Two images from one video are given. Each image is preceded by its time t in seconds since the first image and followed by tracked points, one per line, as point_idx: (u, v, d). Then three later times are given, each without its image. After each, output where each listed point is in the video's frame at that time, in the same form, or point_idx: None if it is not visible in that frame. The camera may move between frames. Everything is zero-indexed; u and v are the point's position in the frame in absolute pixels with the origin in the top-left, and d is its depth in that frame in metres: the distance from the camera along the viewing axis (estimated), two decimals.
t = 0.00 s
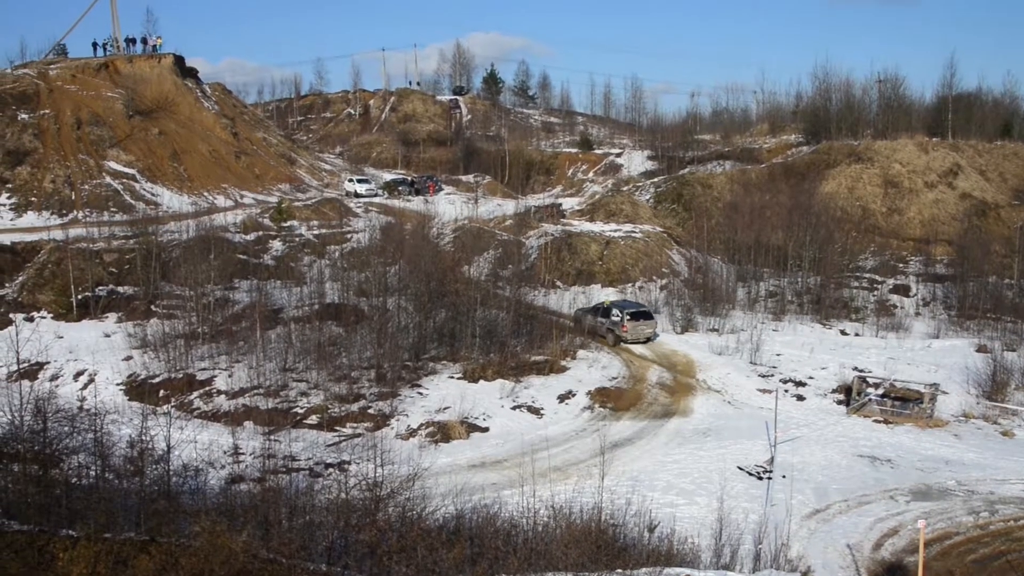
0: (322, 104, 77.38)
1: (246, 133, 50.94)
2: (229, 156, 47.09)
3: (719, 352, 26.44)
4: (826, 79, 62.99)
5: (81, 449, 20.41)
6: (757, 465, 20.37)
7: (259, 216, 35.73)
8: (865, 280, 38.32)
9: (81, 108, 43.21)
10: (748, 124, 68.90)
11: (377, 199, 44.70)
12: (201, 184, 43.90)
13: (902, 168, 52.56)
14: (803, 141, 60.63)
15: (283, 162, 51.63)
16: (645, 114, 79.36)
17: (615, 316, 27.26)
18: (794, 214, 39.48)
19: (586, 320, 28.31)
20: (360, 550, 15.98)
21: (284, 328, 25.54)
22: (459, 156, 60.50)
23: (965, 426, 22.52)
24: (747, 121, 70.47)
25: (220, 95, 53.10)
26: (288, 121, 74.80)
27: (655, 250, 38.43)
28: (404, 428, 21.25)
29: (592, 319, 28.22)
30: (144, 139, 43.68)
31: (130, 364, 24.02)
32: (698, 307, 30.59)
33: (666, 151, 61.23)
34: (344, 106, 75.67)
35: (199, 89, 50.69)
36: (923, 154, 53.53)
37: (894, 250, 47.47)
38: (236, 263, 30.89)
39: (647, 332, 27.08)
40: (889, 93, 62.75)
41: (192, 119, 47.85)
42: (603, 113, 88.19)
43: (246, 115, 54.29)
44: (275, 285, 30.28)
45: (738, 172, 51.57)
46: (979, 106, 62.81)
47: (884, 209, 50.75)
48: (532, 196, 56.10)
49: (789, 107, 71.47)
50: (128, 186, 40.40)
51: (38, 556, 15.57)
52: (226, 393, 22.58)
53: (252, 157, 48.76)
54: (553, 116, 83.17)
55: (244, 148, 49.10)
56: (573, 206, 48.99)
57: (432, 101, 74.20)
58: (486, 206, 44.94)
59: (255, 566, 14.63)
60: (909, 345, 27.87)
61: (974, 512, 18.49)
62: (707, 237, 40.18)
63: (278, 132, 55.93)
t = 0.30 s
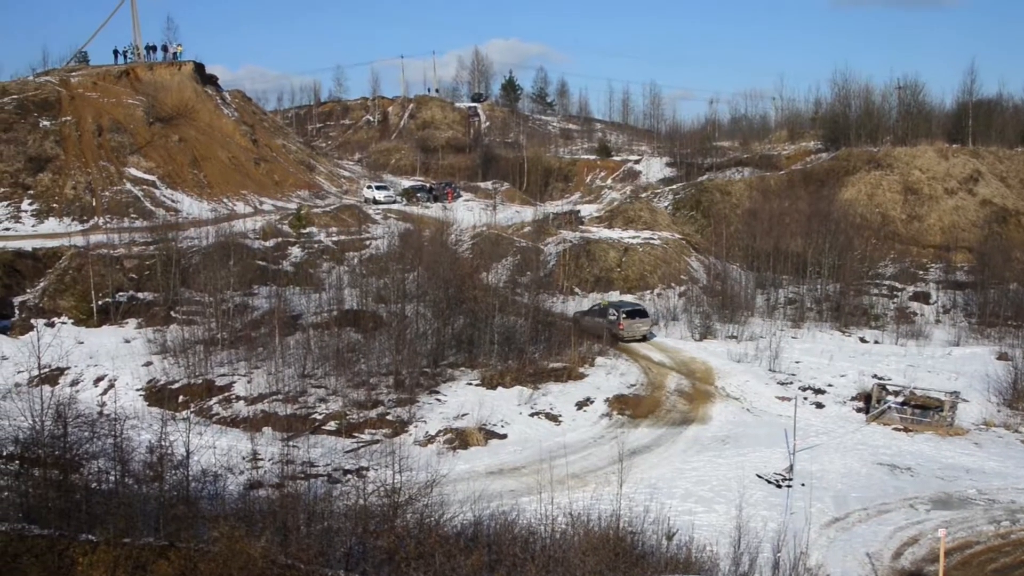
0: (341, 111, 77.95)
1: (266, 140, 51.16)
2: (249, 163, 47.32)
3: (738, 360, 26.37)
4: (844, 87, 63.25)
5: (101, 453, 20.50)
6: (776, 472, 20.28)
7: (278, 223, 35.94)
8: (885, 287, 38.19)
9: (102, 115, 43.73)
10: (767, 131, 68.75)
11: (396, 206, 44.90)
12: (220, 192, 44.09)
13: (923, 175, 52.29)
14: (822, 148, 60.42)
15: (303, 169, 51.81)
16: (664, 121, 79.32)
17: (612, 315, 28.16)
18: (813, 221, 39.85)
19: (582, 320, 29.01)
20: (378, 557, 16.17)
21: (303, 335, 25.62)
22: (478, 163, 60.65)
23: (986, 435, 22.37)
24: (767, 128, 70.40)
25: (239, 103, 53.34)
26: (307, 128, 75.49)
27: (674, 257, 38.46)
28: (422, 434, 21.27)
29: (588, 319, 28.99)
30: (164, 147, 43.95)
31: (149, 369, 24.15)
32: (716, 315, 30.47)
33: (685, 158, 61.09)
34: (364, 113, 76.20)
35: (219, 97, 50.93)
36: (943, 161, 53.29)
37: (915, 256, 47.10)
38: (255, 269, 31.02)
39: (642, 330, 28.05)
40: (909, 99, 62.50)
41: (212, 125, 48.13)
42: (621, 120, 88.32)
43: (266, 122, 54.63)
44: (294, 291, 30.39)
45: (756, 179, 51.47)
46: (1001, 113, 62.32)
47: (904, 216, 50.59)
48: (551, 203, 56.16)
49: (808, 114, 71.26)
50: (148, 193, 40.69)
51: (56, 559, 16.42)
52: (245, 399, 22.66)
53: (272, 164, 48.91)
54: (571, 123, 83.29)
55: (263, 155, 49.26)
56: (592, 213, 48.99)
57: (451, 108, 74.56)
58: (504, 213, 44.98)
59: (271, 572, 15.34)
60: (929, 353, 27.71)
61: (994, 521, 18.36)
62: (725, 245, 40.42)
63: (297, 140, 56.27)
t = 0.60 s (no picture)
0: (360, 118, 78.36)
1: (286, 146, 51.45)
2: (268, 168, 47.53)
3: (758, 367, 26.27)
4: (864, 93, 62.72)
5: (122, 458, 20.59)
6: (796, 480, 20.19)
7: (298, 230, 36.13)
8: (906, 294, 38.05)
9: (124, 122, 44.29)
10: (787, 138, 68.54)
11: (415, 213, 45.10)
12: (241, 199, 44.29)
13: (944, 182, 52.00)
14: (842, 155, 60.15)
15: (323, 175, 52.05)
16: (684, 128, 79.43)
17: (612, 317, 28.53)
18: (834, 228, 39.52)
19: (583, 321, 29.32)
20: (396, 562, 16.16)
21: (322, 341, 25.68)
22: (496, 170, 60.77)
23: (1008, 443, 22.22)
24: (787, 135, 70.28)
25: (260, 110, 53.76)
26: (328, 135, 76.20)
27: (694, 264, 38.22)
28: (441, 441, 21.29)
29: (588, 320, 29.40)
30: (185, 153, 44.28)
31: (170, 375, 24.26)
32: (736, 321, 30.35)
33: (705, 164, 60.85)
34: (384, 120, 76.71)
35: (240, 104, 51.24)
36: (964, 167, 52.98)
37: (935, 263, 46.91)
38: (276, 275, 31.13)
39: (641, 332, 28.41)
40: (931, 106, 62.22)
41: (233, 133, 48.35)
42: (641, 127, 88.46)
43: (286, 129, 54.95)
44: (314, 297, 30.49)
45: (777, 186, 51.19)
46: None
47: (925, 224, 50.01)
48: (570, 209, 56.07)
49: (829, 121, 70.96)
50: (170, 200, 40.99)
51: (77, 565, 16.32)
52: (266, 405, 22.73)
53: (292, 171, 49.05)
54: (591, 130, 83.38)
55: (283, 162, 49.40)
56: (612, 220, 48.91)
57: (471, 115, 74.97)
58: (524, 220, 45.04)
59: None
60: (951, 360, 27.55)
61: (1017, 531, 18.21)
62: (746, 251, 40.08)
63: (317, 147, 56.49)
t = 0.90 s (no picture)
0: (382, 125, 78.73)
1: (307, 153, 51.74)
2: (290, 175, 47.90)
3: (780, 375, 26.19)
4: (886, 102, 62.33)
5: (145, 463, 20.67)
6: (818, 488, 20.09)
7: (320, 236, 36.30)
8: (928, 301, 37.90)
9: (147, 128, 44.36)
10: (810, 145, 68.36)
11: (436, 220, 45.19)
12: (263, 205, 44.61)
13: (967, 189, 51.66)
14: (864, 161, 59.73)
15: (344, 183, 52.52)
16: (705, 137, 79.57)
17: (613, 319, 29.22)
18: (856, 234, 39.25)
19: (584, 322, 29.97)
20: (417, 569, 16.07)
21: (344, 347, 25.75)
22: (518, 177, 60.95)
23: None
24: (809, 141, 70.17)
25: (282, 117, 54.11)
26: (350, 141, 76.83)
27: (716, 271, 37.91)
28: (462, 447, 21.32)
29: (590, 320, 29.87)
30: (207, 160, 44.53)
31: (191, 381, 24.39)
32: (757, 329, 30.43)
33: (727, 171, 60.58)
34: (405, 127, 77.19)
35: (262, 111, 51.72)
36: (987, 174, 52.53)
37: (958, 271, 46.67)
38: (297, 281, 31.25)
39: (641, 334, 29.03)
40: (953, 112, 61.87)
41: (255, 139, 48.71)
42: (663, 133, 88.70)
43: (308, 136, 55.25)
44: (335, 303, 30.56)
45: (798, 194, 50.97)
46: None
47: (947, 230, 50.16)
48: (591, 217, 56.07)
49: (851, 128, 70.65)
50: (192, 207, 41.13)
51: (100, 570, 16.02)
52: (287, 411, 22.82)
53: (314, 178, 49.55)
54: (612, 136, 83.44)
55: (305, 169, 49.89)
56: (633, 227, 49.01)
57: (492, 121, 75.32)
58: (545, 226, 45.09)
59: None
60: (974, 368, 27.41)
61: None
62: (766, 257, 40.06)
63: (338, 153, 56.78)
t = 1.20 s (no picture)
0: (406, 132, 79.12)
1: (333, 161, 52.10)
2: (315, 183, 47.95)
3: (804, 383, 26.07)
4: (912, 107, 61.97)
5: (169, 469, 20.65)
6: (842, 497, 19.95)
7: (344, 242, 36.48)
8: (953, 308, 37.67)
9: (172, 135, 44.71)
10: (833, 151, 68.06)
11: (461, 227, 45.48)
12: (287, 213, 44.69)
13: (992, 197, 51.15)
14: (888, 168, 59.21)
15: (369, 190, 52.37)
16: (729, 144, 79.63)
17: (616, 319, 29.53)
18: (880, 243, 39.47)
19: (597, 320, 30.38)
20: None
21: (368, 354, 25.84)
22: (542, 184, 61.26)
23: None
24: (832, 148, 69.97)
25: (307, 123, 54.40)
26: (374, 148, 77.55)
27: (741, 278, 37.54)
28: (485, 455, 21.34)
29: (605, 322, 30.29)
30: (232, 167, 44.79)
31: (216, 388, 24.52)
32: (782, 337, 30.13)
33: (751, 179, 60.50)
34: (430, 134, 77.68)
35: (287, 118, 51.81)
36: (1013, 181, 51.95)
37: (983, 278, 46.29)
38: (321, 289, 31.38)
39: (645, 333, 29.63)
40: (979, 119, 61.27)
41: (280, 147, 48.75)
42: (686, 141, 88.81)
43: (333, 142, 55.48)
44: (359, 310, 30.67)
45: (822, 200, 50.85)
46: None
47: (972, 237, 49.85)
48: (615, 223, 56.09)
49: (875, 135, 70.09)
50: (216, 214, 41.52)
51: None
52: (311, 418, 22.92)
53: (338, 185, 49.42)
54: (636, 143, 83.45)
55: (331, 175, 50.05)
56: (657, 234, 49.14)
57: (516, 128, 75.69)
58: (569, 233, 45.12)
59: None
60: (1001, 377, 27.22)
61: None
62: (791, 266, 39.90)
63: (363, 161, 57.02)
